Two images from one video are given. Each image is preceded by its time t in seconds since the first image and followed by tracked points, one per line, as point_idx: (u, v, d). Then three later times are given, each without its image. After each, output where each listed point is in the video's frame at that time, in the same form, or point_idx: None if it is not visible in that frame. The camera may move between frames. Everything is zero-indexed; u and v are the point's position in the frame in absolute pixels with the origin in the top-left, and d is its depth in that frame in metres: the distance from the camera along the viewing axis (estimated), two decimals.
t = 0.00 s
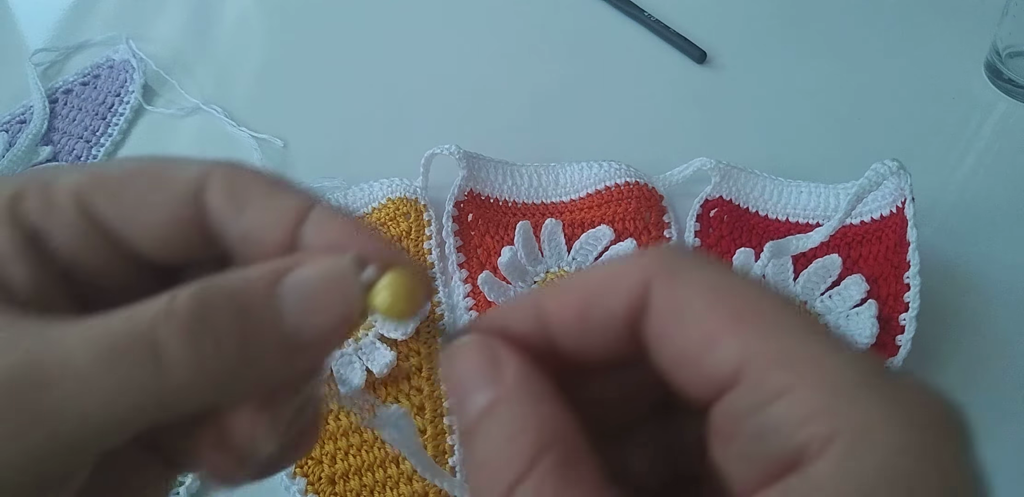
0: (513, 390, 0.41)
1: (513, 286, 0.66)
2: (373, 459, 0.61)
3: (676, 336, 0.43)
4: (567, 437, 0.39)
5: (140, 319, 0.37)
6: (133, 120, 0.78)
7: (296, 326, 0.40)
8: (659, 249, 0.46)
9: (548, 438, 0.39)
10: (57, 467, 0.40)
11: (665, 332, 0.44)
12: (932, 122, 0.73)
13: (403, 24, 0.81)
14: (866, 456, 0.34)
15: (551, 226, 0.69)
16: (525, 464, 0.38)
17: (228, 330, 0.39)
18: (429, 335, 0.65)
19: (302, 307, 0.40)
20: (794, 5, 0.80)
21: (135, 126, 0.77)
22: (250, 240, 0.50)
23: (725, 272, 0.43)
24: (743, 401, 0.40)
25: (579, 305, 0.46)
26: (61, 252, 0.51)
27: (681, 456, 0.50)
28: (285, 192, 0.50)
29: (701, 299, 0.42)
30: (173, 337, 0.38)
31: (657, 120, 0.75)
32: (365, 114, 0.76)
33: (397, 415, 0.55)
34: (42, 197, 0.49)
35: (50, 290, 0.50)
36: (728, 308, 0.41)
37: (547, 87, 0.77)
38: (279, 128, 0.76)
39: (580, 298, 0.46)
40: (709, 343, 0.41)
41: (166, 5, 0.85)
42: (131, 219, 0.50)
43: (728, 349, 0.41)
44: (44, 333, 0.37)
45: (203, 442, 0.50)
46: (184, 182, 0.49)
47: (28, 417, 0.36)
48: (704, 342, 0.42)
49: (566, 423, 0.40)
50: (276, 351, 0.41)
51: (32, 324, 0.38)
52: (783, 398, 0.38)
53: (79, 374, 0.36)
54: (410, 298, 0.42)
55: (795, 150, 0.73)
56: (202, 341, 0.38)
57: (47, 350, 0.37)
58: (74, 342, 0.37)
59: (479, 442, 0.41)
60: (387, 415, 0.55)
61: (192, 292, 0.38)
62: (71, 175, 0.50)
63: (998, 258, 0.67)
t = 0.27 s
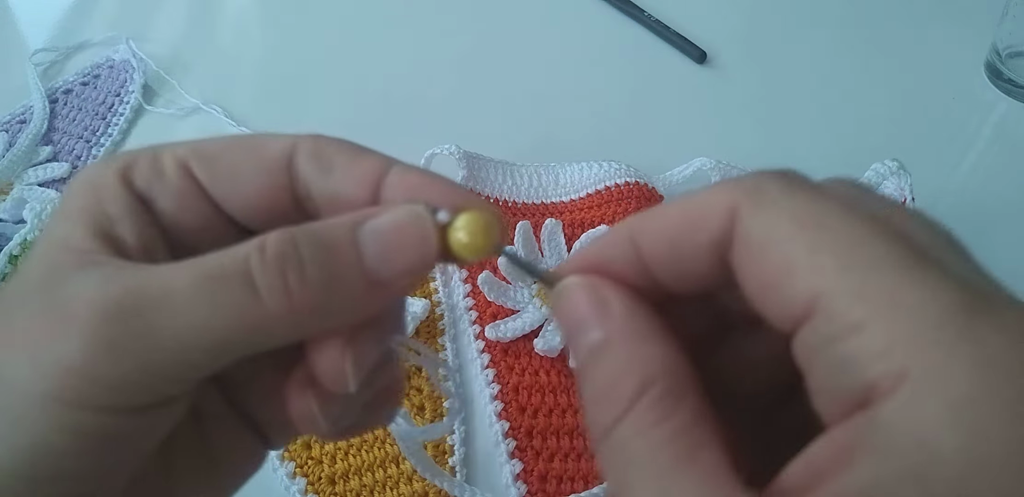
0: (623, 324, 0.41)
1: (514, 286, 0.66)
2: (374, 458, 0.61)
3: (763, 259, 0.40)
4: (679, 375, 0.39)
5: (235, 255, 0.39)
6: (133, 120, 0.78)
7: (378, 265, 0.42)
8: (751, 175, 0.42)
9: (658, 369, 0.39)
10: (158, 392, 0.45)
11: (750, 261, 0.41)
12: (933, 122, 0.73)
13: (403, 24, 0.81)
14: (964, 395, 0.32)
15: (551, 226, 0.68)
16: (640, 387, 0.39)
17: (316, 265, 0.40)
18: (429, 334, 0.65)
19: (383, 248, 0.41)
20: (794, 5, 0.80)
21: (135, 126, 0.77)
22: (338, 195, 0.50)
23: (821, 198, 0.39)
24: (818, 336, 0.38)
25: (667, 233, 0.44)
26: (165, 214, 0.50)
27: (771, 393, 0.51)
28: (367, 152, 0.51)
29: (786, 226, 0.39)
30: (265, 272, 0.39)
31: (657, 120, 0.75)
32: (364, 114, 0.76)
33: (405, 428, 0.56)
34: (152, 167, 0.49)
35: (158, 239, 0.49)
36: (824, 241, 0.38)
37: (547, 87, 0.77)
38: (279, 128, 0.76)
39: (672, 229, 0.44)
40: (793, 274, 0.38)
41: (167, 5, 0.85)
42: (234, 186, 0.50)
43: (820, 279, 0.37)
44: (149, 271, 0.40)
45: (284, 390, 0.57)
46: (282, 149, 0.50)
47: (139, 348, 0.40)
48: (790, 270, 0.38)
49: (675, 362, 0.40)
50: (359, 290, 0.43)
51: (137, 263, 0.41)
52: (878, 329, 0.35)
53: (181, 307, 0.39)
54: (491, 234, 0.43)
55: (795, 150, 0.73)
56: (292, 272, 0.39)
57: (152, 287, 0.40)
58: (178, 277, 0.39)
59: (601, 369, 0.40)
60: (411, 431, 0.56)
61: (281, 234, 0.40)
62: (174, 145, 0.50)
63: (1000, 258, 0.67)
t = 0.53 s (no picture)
0: (648, 326, 0.42)
1: (513, 286, 0.66)
2: (374, 458, 0.61)
3: (771, 280, 0.41)
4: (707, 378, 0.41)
5: (256, 270, 0.40)
6: (134, 120, 0.78)
7: (395, 281, 0.41)
8: (761, 198, 0.44)
9: (686, 369, 0.41)
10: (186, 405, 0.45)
11: (759, 281, 0.42)
12: (933, 122, 0.73)
13: (403, 24, 0.81)
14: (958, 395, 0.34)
15: (551, 226, 0.68)
16: (668, 387, 0.40)
17: (336, 280, 0.40)
18: (429, 334, 0.65)
19: (400, 264, 0.41)
20: (793, 5, 0.80)
21: (135, 126, 0.77)
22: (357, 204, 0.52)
23: (827, 223, 0.41)
24: (824, 357, 0.39)
25: (679, 241, 0.46)
26: (187, 232, 0.51)
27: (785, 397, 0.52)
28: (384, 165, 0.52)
29: (793, 250, 0.40)
30: (285, 288, 0.39)
31: (658, 120, 0.75)
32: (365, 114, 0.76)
33: (407, 434, 0.58)
34: (174, 185, 0.51)
35: (181, 253, 0.49)
36: (830, 265, 0.39)
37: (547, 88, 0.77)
38: (279, 128, 0.76)
39: (684, 243, 0.46)
40: (799, 295, 0.40)
41: (166, 5, 0.85)
42: (254, 201, 0.52)
43: (829, 301, 0.38)
44: (175, 287, 0.41)
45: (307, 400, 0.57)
46: (300, 162, 0.51)
47: (164, 362, 0.41)
48: (797, 294, 0.40)
49: (700, 362, 0.41)
50: (376, 308, 0.42)
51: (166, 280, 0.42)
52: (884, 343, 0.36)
53: (203, 322, 0.40)
54: (510, 244, 0.44)
55: (795, 150, 0.73)
56: (312, 288, 0.39)
57: (177, 304, 0.40)
58: (202, 292, 0.40)
59: (625, 371, 0.42)
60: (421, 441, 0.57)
61: (302, 251, 0.40)
62: (194, 164, 0.51)
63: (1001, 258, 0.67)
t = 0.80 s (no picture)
0: (621, 339, 0.42)
1: (513, 286, 0.66)
2: (374, 458, 0.61)
3: (756, 286, 0.42)
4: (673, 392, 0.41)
5: (266, 309, 0.39)
6: (133, 120, 0.78)
7: (403, 315, 0.41)
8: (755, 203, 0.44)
9: (652, 383, 0.40)
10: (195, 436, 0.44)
11: (744, 285, 0.43)
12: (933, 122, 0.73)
13: (403, 24, 0.81)
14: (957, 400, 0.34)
15: (551, 226, 0.68)
16: (631, 399, 0.40)
17: (345, 321, 0.40)
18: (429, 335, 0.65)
19: (409, 301, 0.40)
20: (794, 5, 0.80)
21: (135, 126, 0.77)
22: (350, 206, 0.52)
23: (811, 232, 0.41)
24: (809, 361, 0.39)
25: (670, 243, 0.47)
26: (176, 241, 0.52)
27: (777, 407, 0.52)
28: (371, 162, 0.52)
29: (778, 257, 0.41)
30: (297, 329, 0.39)
31: (658, 120, 0.75)
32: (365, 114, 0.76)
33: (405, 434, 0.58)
34: (158, 191, 0.51)
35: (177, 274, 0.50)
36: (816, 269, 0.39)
37: (547, 88, 0.77)
38: (279, 128, 0.76)
39: (673, 243, 0.47)
40: (784, 302, 0.40)
41: (167, 5, 0.85)
42: (243, 205, 0.52)
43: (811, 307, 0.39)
44: (183, 321, 0.40)
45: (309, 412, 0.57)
46: (287, 162, 0.51)
47: (174, 396, 0.41)
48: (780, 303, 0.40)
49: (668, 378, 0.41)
50: (385, 342, 0.42)
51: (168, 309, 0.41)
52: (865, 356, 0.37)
53: (214, 361, 0.39)
54: (501, 253, 0.45)
55: (795, 150, 0.73)
56: (323, 331, 0.40)
57: (186, 338, 0.40)
58: (212, 328, 0.39)
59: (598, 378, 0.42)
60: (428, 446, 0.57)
61: (314, 286, 0.40)
62: (178, 170, 0.52)
63: (1000, 259, 0.67)
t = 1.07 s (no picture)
0: (647, 340, 0.44)
1: (514, 286, 0.66)
2: (374, 458, 0.61)
3: (759, 306, 0.39)
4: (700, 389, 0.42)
5: (282, 321, 0.39)
6: (133, 120, 0.78)
7: (419, 324, 0.41)
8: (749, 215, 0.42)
9: (680, 383, 0.42)
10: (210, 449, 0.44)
11: (745, 310, 0.40)
12: (933, 122, 0.73)
13: (403, 24, 0.81)
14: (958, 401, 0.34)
15: (551, 226, 0.68)
16: (663, 397, 0.41)
17: (360, 332, 0.40)
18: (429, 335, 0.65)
19: (422, 309, 0.41)
20: (794, 5, 0.80)
21: (135, 126, 0.77)
22: (350, 215, 0.52)
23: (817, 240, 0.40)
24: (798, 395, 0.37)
25: (675, 256, 0.45)
26: (182, 254, 0.52)
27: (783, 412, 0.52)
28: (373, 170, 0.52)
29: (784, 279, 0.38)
30: (313, 341, 0.39)
31: (658, 120, 0.75)
32: (365, 114, 0.76)
33: (408, 436, 0.58)
34: (162, 206, 0.51)
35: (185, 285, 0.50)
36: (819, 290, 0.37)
37: (547, 88, 0.77)
38: (279, 127, 0.76)
39: (680, 254, 0.45)
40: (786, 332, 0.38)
41: (166, 5, 0.85)
42: (244, 215, 0.52)
43: (813, 330, 0.36)
44: (201, 335, 0.40)
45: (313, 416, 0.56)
46: (288, 171, 0.51)
47: (196, 408, 0.41)
48: (786, 327, 0.38)
49: (695, 375, 0.42)
50: (402, 349, 0.42)
51: (184, 322, 0.42)
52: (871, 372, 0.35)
53: (235, 372, 0.40)
54: (500, 262, 0.45)
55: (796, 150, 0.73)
56: (340, 342, 0.40)
57: (207, 352, 0.40)
58: (231, 344, 0.40)
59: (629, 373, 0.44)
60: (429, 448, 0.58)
61: (327, 298, 0.40)
62: (179, 183, 0.52)
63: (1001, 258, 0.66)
